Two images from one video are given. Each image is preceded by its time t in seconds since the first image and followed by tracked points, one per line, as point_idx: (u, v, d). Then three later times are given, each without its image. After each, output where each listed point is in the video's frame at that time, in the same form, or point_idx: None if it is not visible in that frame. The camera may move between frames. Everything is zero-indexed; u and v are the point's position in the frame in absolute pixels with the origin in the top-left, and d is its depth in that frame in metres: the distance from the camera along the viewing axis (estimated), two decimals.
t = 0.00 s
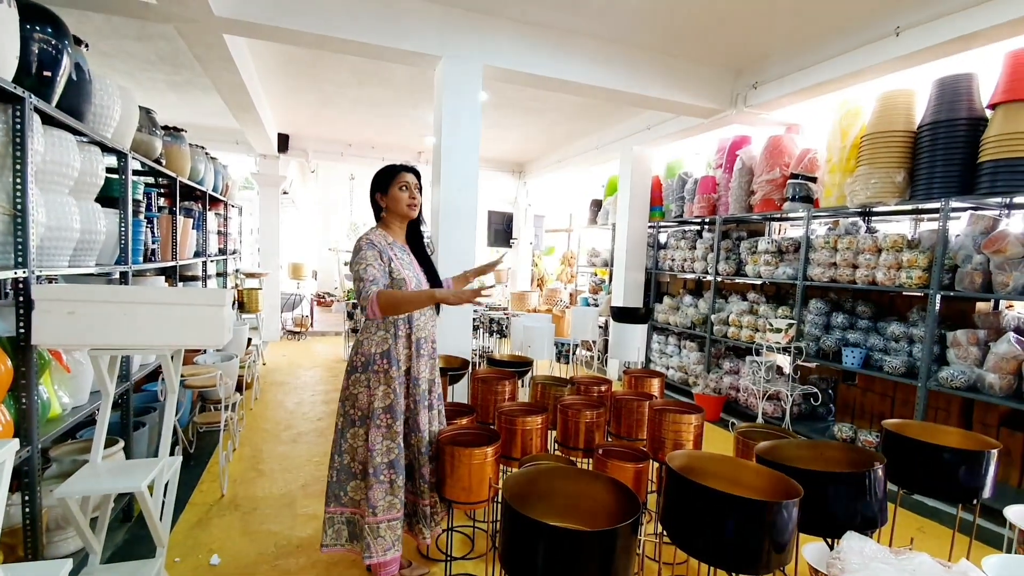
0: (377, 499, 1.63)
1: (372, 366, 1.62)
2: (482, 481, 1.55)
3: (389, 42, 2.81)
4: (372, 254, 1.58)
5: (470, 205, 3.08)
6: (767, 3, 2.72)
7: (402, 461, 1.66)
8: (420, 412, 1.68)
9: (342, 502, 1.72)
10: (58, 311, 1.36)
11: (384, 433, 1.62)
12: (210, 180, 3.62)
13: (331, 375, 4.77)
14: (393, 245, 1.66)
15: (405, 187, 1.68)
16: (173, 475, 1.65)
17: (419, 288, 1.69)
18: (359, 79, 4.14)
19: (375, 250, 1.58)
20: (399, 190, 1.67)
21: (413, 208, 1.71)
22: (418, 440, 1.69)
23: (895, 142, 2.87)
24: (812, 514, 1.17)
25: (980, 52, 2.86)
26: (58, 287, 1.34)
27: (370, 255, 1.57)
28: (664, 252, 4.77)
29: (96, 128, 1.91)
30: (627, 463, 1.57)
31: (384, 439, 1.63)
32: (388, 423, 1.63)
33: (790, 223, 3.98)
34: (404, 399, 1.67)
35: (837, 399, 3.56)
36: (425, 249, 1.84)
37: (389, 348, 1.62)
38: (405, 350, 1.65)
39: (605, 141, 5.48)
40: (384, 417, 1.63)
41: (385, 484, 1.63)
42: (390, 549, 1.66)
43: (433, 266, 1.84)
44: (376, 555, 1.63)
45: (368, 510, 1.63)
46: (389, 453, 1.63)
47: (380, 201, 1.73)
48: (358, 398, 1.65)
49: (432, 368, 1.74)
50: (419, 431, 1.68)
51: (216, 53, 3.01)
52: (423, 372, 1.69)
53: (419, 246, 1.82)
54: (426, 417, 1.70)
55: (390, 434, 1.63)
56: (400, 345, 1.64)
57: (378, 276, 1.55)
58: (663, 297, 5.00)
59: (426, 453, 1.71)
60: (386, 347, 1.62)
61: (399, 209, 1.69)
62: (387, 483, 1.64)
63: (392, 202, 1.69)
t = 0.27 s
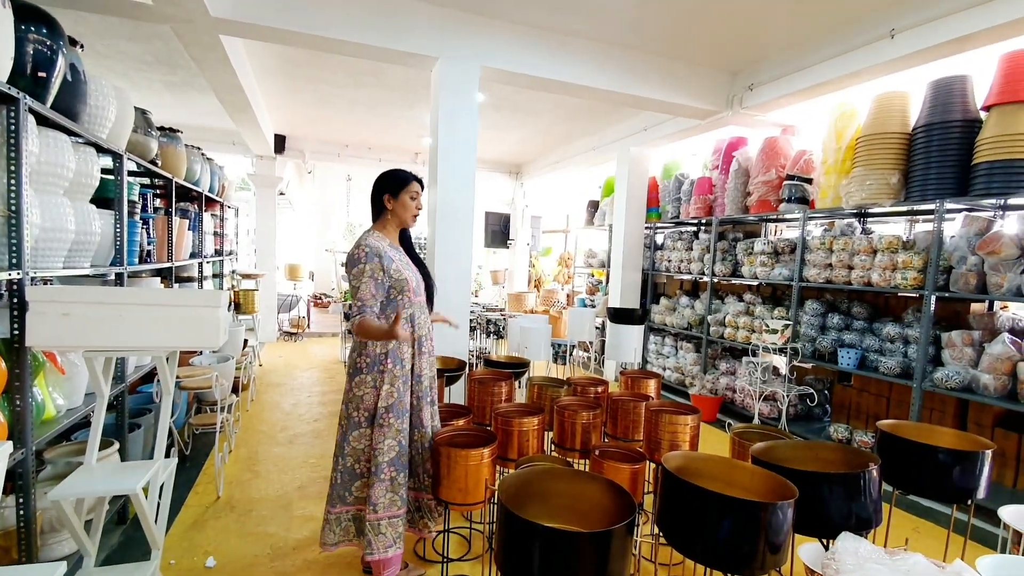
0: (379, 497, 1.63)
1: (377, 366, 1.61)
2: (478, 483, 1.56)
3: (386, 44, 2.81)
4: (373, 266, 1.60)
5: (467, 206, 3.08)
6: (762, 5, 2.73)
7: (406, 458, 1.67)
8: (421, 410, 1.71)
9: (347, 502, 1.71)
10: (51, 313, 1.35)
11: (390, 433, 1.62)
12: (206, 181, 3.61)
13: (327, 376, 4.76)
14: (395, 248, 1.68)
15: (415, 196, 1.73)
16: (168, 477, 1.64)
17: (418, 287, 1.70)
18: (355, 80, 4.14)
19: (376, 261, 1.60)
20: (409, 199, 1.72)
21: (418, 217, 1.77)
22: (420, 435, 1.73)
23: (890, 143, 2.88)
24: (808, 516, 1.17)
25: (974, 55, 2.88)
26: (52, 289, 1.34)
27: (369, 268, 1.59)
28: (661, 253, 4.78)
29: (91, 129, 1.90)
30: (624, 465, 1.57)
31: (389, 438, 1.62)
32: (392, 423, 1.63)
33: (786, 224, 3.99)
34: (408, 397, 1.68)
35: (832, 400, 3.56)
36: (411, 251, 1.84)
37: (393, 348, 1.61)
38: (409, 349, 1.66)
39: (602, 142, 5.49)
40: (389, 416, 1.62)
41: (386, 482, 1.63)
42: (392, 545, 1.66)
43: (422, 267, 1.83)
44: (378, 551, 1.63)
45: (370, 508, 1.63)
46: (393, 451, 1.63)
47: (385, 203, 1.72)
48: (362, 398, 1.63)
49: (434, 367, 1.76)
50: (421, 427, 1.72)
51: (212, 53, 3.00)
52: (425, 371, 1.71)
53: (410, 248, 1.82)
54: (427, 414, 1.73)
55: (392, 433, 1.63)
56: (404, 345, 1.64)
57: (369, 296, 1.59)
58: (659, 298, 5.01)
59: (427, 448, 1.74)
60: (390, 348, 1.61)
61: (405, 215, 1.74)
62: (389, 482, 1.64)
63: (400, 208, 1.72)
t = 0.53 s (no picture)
0: (393, 496, 1.64)
1: (369, 368, 1.61)
2: (478, 484, 1.56)
3: (385, 46, 2.81)
4: (366, 268, 1.60)
5: (466, 207, 3.09)
6: (759, 6, 2.74)
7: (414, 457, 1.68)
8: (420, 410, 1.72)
9: (356, 503, 1.70)
10: (51, 316, 1.35)
11: (392, 431, 1.63)
12: (205, 183, 3.61)
13: (327, 378, 4.76)
14: (390, 252, 1.68)
15: (417, 204, 1.75)
16: (168, 480, 1.64)
17: (411, 290, 1.70)
18: (354, 82, 4.15)
19: (368, 263, 1.60)
20: (412, 207, 1.73)
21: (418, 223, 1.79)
22: (422, 436, 1.73)
23: (887, 143, 2.89)
24: (806, 515, 1.18)
25: (970, 55, 2.89)
26: (52, 292, 1.34)
27: (361, 270, 1.59)
28: (660, 253, 4.79)
29: (90, 133, 1.91)
30: (623, 465, 1.58)
31: (392, 437, 1.63)
32: (394, 421, 1.63)
33: (784, 223, 4.00)
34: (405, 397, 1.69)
35: (832, 399, 3.56)
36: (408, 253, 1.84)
37: (386, 349, 1.63)
38: (401, 352, 1.68)
39: (601, 143, 5.49)
40: (389, 415, 1.63)
41: (398, 480, 1.65)
42: (411, 543, 1.67)
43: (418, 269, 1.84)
44: (399, 550, 1.64)
45: (384, 507, 1.64)
46: (398, 450, 1.64)
47: (388, 208, 1.72)
48: (357, 400, 1.63)
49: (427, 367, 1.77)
50: (422, 427, 1.73)
51: (210, 56, 3.01)
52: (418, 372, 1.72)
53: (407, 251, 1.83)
54: (424, 414, 1.74)
55: (398, 432, 1.64)
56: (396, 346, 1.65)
57: (361, 297, 1.59)
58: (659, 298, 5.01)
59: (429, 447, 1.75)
60: (382, 349, 1.62)
61: (405, 221, 1.74)
62: (400, 479, 1.65)
63: (402, 214, 1.73)
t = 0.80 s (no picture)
0: (378, 497, 1.66)
1: (363, 368, 1.64)
2: (478, 484, 1.57)
3: (384, 48, 2.82)
4: (354, 271, 1.61)
5: (465, 209, 3.09)
6: (758, 7, 2.75)
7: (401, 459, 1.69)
8: (413, 413, 1.70)
9: (337, 505, 1.71)
10: (53, 319, 1.36)
11: (380, 433, 1.65)
12: (205, 186, 3.62)
13: (327, 380, 4.76)
14: (381, 253, 1.68)
15: (409, 205, 1.73)
16: (169, 482, 1.64)
17: (404, 291, 1.70)
18: (354, 84, 4.16)
19: (357, 266, 1.61)
20: (403, 208, 1.73)
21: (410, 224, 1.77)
22: (414, 438, 1.71)
23: (886, 143, 2.89)
24: (806, 516, 1.18)
25: (969, 55, 2.89)
26: (53, 295, 1.35)
27: (350, 273, 1.60)
28: (659, 254, 4.80)
29: (91, 135, 1.92)
30: (623, 465, 1.59)
31: (380, 438, 1.66)
32: (383, 423, 1.66)
33: (784, 224, 4.00)
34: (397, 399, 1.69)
35: (832, 400, 3.57)
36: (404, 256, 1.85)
37: (378, 351, 1.64)
38: (394, 353, 1.67)
39: (600, 144, 5.50)
40: (379, 417, 1.65)
41: (384, 482, 1.67)
42: (394, 545, 1.68)
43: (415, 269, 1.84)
44: (382, 551, 1.66)
45: (369, 507, 1.67)
46: (386, 452, 1.67)
47: (379, 210, 1.73)
48: (349, 401, 1.65)
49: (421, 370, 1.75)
50: (414, 430, 1.70)
51: (211, 59, 3.01)
52: (413, 373, 1.70)
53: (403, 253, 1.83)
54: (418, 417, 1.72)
55: (387, 434, 1.66)
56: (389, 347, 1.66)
57: (351, 299, 1.60)
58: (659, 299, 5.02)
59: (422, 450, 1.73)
60: (375, 351, 1.64)
61: (397, 222, 1.74)
62: (387, 481, 1.68)
63: (392, 215, 1.72)
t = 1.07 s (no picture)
0: (351, 495, 1.67)
1: (349, 369, 1.66)
2: (483, 486, 1.58)
3: (388, 50, 2.83)
4: (341, 272, 1.62)
5: (469, 211, 3.10)
6: (760, 9, 2.75)
7: (377, 460, 1.70)
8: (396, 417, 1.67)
9: (316, 498, 1.72)
10: (60, 321, 1.37)
11: (358, 432, 1.67)
12: (210, 188, 3.64)
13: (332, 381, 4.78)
14: (370, 255, 1.69)
15: (399, 205, 1.75)
16: (174, 483, 1.65)
17: (393, 292, 1.70)
18: (357, 87, 4.18)
19: (343, 267, 1.62)
20: (392, 207, 1.74)
21: (400, 223, 1.78)
22: (396, 441, 1.69)
23: (890, 144, 2.89)
24: (811, 518, 1.17)
25: (973, 56, 2.89)
26: (61, 297, 1.36)
27: (336, 274, 1.62)
28: (663, 256, 4.80)
29: (96, 138, 1.93)
30: (627, 467, 1.60)
31: (358, 438, 1.67)
32: (362, 424, 1.67)
33: (788, 225, 4.00)
34: (380, 400, 1.69)
35: (837, 401, 3.56)
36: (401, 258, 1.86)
37: (364, 352, 1.66)
38: (383, 355, 1.67)
39: (603, 146, 5.51)
40: (359, 417, 1.67)
41: (359, 480, 1.68)
42: (364, 544, 1.69)
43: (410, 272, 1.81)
44: (349, 549, 1.66)
45: (343, 505, 1.67)
46: (363, 451, 1.68)
47: (369, 210, 1.75)
48: (332, 400, 1.66)
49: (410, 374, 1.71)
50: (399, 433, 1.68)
51: (215, 62, 3.03)
52: (398, 376, 1.68)
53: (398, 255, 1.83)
54: (402, 421, 1.69)
55: (365, 434, 1.68)
56: (375, 349, 1.67)
57: (336, 300, 1.62)
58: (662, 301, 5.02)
59: (404, 455, 1.70)
60: (360, 352, 1.66)
61: (387, 221, 1.74)
62: (361, 479, 1.68)
63: (382, 214, 1.74)
